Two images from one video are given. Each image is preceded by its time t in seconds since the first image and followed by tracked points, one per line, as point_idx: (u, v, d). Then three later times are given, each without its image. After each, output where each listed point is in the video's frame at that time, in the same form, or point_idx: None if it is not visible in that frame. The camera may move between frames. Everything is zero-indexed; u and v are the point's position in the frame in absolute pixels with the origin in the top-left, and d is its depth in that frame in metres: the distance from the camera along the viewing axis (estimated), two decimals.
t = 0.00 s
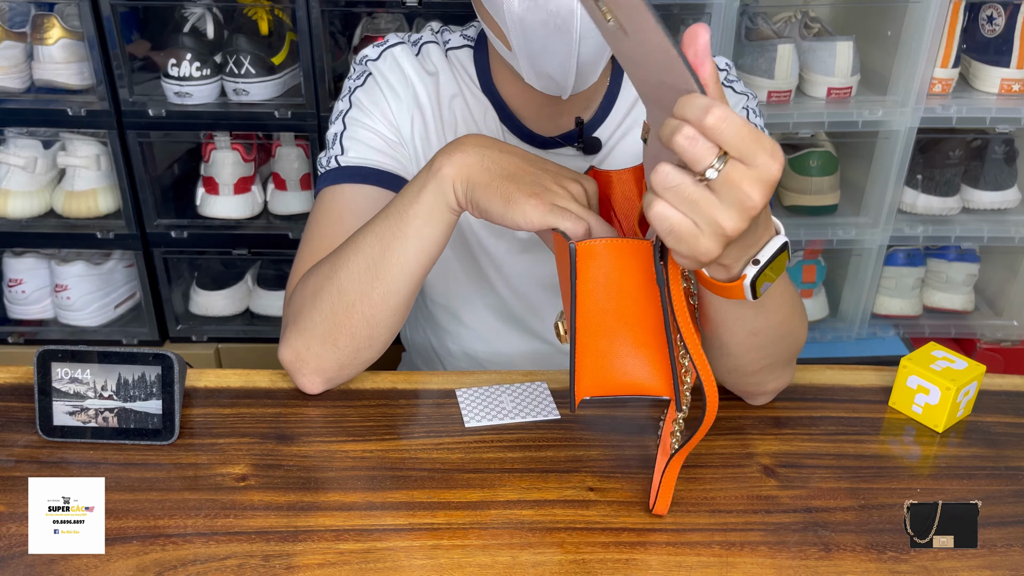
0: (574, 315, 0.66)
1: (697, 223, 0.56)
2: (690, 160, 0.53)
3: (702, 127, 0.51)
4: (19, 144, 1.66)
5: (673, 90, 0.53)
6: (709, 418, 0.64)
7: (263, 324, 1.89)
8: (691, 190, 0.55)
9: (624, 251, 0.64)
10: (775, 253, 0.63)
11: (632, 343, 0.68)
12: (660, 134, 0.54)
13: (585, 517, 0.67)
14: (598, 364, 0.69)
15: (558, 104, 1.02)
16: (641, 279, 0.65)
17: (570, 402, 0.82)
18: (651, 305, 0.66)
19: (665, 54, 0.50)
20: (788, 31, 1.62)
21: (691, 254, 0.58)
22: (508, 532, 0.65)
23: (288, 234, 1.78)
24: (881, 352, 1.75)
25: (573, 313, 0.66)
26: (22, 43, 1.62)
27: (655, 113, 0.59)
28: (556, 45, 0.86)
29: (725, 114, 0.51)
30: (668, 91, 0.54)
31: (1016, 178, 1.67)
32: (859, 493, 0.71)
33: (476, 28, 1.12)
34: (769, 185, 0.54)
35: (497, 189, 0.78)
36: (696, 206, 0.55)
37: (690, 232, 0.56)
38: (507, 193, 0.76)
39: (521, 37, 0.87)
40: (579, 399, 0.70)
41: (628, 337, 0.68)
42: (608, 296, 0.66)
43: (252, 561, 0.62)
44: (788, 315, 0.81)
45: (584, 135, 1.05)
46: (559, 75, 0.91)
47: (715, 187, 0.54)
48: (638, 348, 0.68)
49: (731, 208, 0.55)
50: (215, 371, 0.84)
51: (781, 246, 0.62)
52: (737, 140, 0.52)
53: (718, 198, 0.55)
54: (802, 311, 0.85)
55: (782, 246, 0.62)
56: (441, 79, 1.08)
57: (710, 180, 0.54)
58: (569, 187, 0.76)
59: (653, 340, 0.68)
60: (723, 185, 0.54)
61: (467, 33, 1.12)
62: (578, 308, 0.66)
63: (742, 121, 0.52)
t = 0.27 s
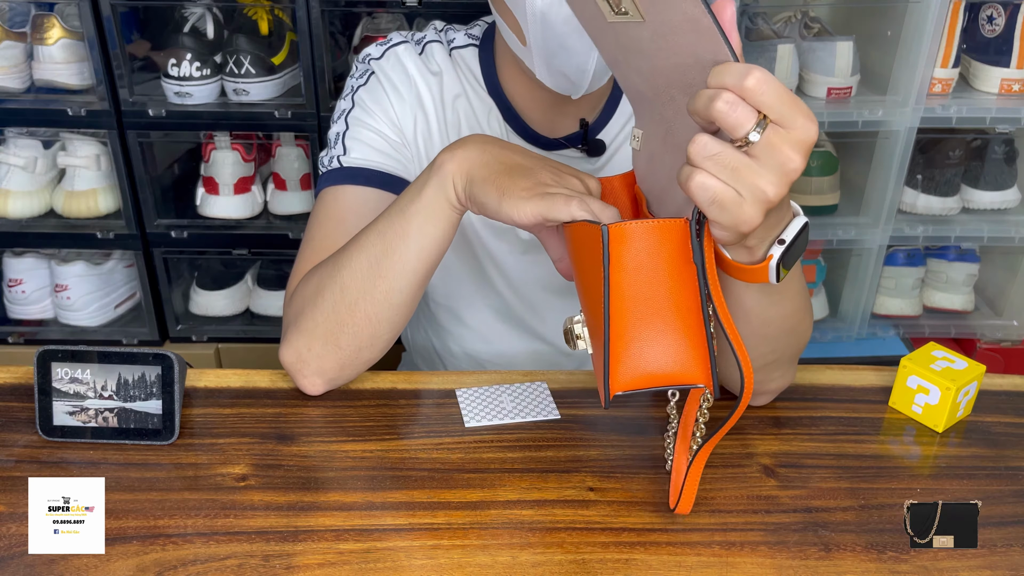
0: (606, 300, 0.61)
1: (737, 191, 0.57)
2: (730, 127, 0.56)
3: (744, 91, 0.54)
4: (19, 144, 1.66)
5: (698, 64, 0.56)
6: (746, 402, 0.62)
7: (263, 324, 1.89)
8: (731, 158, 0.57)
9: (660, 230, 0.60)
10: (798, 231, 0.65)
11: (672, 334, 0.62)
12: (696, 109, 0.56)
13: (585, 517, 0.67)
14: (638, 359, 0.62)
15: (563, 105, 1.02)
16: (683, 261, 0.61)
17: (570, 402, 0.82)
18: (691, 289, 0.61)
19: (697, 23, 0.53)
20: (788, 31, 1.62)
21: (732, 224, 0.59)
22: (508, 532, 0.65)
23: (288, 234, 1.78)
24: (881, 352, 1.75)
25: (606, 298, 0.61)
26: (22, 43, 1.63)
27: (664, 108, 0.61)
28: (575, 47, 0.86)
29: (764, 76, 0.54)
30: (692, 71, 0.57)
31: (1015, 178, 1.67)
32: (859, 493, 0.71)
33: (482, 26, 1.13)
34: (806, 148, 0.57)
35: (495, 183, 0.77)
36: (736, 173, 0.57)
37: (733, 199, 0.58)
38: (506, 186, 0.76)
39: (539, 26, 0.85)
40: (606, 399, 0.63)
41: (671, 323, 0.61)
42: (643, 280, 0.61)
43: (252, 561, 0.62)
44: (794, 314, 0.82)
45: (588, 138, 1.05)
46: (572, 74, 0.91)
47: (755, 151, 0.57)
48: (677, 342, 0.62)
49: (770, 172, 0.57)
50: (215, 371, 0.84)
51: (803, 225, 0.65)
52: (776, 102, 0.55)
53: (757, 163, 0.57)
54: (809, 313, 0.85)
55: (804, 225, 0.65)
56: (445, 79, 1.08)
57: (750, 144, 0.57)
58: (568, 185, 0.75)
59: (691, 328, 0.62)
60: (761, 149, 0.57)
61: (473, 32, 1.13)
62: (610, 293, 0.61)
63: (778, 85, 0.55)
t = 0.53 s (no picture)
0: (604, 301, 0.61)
1: (743, 202, 0.58)
2: (734, 138, 0.56)
3: (748, 103, 0.54)
4: (19, 144, 1.66)
5: (706, 71, 0.55)
6: (739, 413, 0.63)
7: (263, 324, 1.89)
8: (737, 169, 0.57)
9: (670, 235, 0.60)
10: (801, 242, 0.65)
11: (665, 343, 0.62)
12: (701, 118, 0.56)
13: (585, 517, 0.67)
14: (632, 360, 0.62)
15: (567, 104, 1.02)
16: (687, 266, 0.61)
17: (570, 402, 0.82)
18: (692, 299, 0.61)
19: (703, 35, 0.53)
20: (787, 31, 1.62)
21: (736, 236, 0.59)
22: (508, 532, 0.65)
23: (289, 234, 1.78)
24: (881, 352, 1.75)
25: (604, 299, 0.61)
26: (22, 44, 1.63)
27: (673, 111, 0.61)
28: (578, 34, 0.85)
29: (769, 88, 0.54)
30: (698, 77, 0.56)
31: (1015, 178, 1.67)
32: (858, 493, 0.71)
33: (487, 27, 1.12)
34: (809, 160, 0.58)
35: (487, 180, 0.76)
36: (741, 185, 0.57)
37: (737, 211, 0.58)
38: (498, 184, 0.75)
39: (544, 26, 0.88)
40: (596, 399, 0.63)
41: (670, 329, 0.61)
42: (642, 286, 0.60)
43: (252, 561, 0.62)
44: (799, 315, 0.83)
45: (594, 138, 1.05)
46: (576, 65, 0.90)
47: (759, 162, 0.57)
48: (669, 351, 0.62)
49: (774, 183, 0.58)
50: (215, 370, 0.84)
51: (807, 235, 0.65)
52: (780, 113, 0.56)
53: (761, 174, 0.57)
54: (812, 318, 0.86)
55: (807, 234, 0.65)
56: (450, 79, 1.08)
57: (755, 156, 0.57)
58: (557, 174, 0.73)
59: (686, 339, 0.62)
60: (765, 160, 0.57)
61: (479, 31, 1.12)
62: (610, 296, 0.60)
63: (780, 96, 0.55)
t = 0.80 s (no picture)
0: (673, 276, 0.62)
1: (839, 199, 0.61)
2: (847, 135, 0.60)
3: (867, 101, 0.58)
4: (19, 144, 1.66)
5: (818, 64, 0.57)
6: (785, 401, 0.64)
7: (263, 324, 1.89)
8: (841, 167, 0.60)
9: (757, 229, 0.61)
10: (859, 248, 0.67)
11: (711, 336, 0.63)
12: (812, 110, 0.58)
13: (585, 517, 0.67)
14: (677, 347, 0.63)
15: (570, 103, 1.01)
16: (764, 259, 0.61)
17: (570, 402, 0.82)
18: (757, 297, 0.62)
19: (831, 19, 0.54)
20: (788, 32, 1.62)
21: (826, 235, 0.63)
22: (508, 532, 0.65)
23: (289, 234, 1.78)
24: (881, 353, 1.75)
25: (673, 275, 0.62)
26: (22, 44, 1.63)
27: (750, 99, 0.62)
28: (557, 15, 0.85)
29: (891, 90, 0.58)
30: (804, 69, 0.58)
31: (1015, 178, 1.67)
32: (858, 493, 0.71)
33: (485, 30, 1.13)
34: (906, 169, 0.62)
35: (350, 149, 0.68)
36: (843, 183, 0.61)
37: (833, 209, 0.61)
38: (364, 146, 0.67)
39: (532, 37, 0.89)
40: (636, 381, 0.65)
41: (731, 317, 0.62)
42: (712, 273, 0.62)
43: (252, 561, 0.62)
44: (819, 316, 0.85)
45: (595, 137, 1.05)
46: (558, 49, 0.88)
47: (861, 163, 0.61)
48: (714, 346, 0.63)
49: (875, 188, 0.62)
50: (215, 371, 0.84)
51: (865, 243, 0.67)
52: (896, 118, 0.60)
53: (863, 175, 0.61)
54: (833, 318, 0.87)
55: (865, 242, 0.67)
56: (447, 81, 1.09)
57: (862, 157, 0.61)
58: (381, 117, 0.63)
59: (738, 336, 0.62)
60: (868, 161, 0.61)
61: (477, 35, 1.12)
62: (680, 274, 0.62)
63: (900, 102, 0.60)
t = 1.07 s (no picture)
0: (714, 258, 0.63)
1: (896, 199, 0.60)
2: (913, 135, 0.59)
3: (939, 101, 0.58)
4: (19, 144, 1.66)
5: (892, 60, 0.60)
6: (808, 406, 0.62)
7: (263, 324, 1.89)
8: (903, 166, 0.59)
9: (804, 221, 0.60)
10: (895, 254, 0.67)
11: (742, 325, 0.64)
12: (882, 105, 0.59)
13: (584, 517, 0.67)
14: (708, 331, 0.64)
15: (558, 104, 1.04)
16: (809, 253, 0.61)
17: (571, 402, 0.82)
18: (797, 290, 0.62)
19: (919, 13, 0.57)
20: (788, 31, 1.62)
21: (876, 232, 0.62)
22: (507, 532, 0.65)
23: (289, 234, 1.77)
24: (881, 352, 1.75)
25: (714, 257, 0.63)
26: (22, 44, 1.63)
27: (814, 96, 0.65)
28: (540, 10, 0.87)
29: (966, 95, 0.58)
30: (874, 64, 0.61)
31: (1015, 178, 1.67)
32: (859, 493, 0.71)
33: (477, 31, 1.13)
34: (967, 175, 0.61)
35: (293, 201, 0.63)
36: (903, 182, 0.59)
37: (890, 207, 0.60)
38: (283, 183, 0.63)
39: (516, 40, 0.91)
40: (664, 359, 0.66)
41: (769, 307, 0.63)
42: (756, 260, 0.62)
43: (252, 561, 0.62)
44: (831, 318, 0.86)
45: (587, 135, 1.07)
46: (544, 46, 0.90)
47: (922, 165, 0.60)
48: (745, 334, 0.64)
49: (933, 189, 0.61)
50: (215, 371, 0.84)
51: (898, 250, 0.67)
52: (964, 125, 0.58)
53: (921, 177, 0.60)
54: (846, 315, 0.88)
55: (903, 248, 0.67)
56: (441, 80, 1.08)
57: (925, 157, 0.60)
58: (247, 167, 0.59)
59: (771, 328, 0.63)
60: (928, 165, 0.60)
61: (468, 36, 1.13)
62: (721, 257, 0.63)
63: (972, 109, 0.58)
